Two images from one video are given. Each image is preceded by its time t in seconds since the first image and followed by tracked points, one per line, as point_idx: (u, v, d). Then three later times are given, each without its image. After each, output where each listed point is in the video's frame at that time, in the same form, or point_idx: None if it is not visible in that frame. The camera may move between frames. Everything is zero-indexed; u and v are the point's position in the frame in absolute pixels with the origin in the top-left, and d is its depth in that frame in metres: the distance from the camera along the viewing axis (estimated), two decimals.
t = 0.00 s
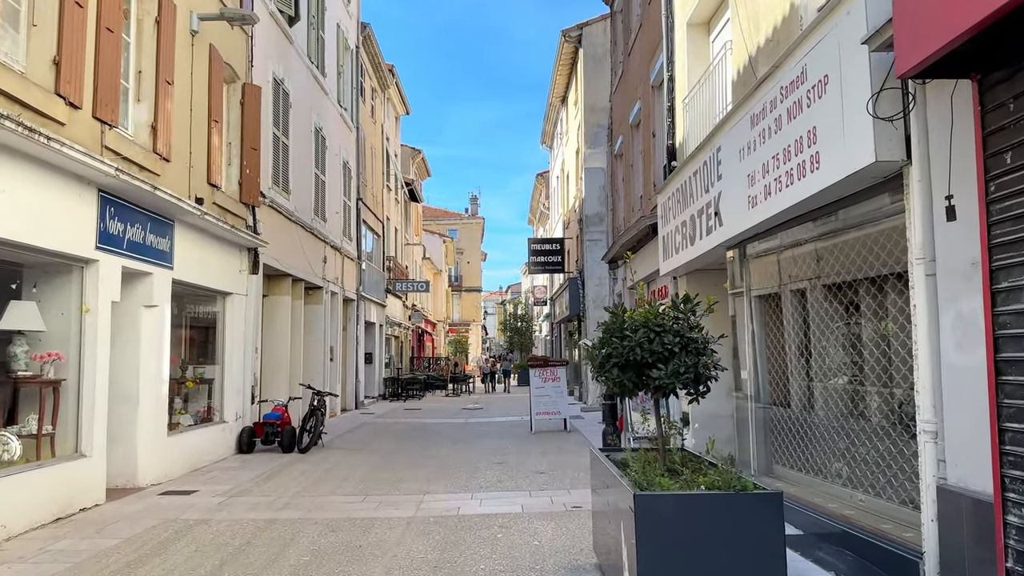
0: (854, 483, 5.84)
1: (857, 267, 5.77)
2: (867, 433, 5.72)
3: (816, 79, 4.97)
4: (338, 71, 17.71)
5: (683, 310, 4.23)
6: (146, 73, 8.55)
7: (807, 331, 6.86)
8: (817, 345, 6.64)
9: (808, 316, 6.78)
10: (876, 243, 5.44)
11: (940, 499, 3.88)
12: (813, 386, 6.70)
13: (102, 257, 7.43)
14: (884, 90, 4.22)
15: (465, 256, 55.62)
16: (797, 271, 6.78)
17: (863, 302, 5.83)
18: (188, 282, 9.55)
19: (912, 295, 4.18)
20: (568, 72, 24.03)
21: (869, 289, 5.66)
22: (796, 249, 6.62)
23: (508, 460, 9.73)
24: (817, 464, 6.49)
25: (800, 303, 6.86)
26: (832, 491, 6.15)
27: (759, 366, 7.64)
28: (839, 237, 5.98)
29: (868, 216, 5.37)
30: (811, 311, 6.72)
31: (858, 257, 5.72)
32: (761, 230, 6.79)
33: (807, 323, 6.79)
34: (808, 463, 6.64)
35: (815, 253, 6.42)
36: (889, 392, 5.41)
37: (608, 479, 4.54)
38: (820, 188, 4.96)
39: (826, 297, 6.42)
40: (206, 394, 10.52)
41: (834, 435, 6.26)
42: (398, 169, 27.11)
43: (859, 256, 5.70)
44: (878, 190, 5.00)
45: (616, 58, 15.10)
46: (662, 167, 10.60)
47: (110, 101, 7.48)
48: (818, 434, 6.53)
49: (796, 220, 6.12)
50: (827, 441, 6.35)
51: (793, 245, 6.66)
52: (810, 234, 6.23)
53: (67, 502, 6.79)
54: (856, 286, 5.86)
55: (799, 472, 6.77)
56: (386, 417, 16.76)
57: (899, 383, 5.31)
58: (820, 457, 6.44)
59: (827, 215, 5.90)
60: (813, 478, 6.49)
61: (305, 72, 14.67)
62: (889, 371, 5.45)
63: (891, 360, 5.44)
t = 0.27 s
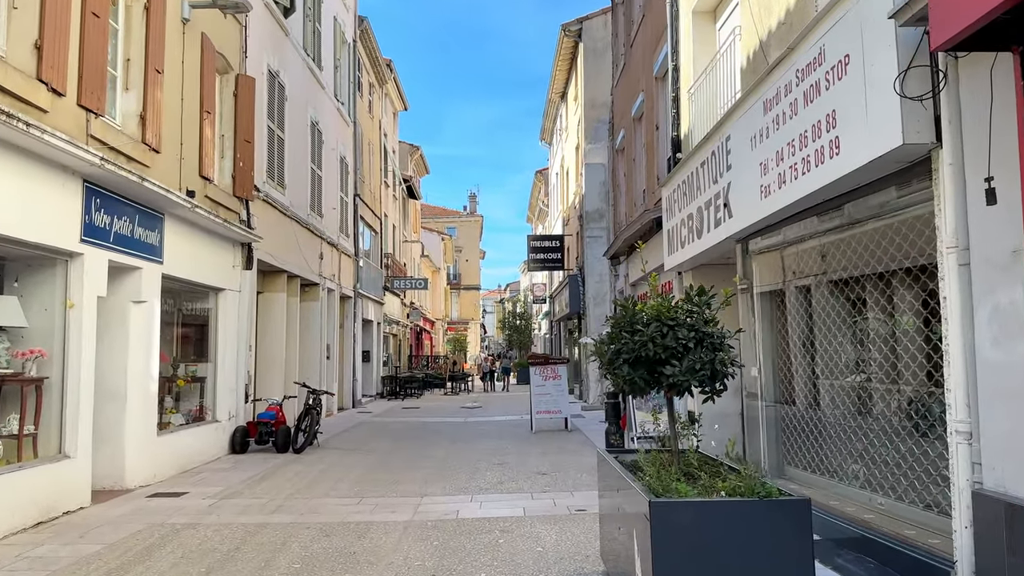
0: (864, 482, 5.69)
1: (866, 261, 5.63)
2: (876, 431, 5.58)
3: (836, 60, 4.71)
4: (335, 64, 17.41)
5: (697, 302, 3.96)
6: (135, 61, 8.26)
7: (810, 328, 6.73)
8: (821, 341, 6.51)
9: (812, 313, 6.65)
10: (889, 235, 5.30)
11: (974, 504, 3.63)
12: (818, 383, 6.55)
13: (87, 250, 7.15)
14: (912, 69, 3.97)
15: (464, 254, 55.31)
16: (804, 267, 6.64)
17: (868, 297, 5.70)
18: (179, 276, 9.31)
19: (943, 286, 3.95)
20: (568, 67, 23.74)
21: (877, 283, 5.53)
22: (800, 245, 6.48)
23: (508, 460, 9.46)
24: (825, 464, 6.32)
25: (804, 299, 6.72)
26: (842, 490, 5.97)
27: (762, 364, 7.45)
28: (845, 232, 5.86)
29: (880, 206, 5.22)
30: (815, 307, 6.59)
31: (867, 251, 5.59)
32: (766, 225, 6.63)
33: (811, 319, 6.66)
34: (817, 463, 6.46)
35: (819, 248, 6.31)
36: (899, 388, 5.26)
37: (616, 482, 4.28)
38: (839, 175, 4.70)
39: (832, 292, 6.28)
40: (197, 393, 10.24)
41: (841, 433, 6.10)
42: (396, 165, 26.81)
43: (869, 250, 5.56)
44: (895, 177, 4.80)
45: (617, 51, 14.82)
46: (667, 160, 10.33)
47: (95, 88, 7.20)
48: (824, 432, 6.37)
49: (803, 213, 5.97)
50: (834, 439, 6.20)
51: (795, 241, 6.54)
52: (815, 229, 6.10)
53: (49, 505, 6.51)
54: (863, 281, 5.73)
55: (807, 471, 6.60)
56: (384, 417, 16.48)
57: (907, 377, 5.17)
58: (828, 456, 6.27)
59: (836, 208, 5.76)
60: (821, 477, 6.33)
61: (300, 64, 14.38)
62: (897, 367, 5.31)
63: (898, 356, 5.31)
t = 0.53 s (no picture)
0: (873, 486, 5.50)
1: (876, 258, 5.45)
2: (887, 432, 5.37)
3: (861, 42, 4.43)
4: (332, 59, 17.11)
5: (718, 299, 3.68)
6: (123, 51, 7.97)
7: (817, 328, 6.55)
8: (829, 341, 6.33)
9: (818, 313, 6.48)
10: (899, 232, 5.10)
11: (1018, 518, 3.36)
12: (825, 384, 6.37)
13: (72, 247, 6.86)
14: (948, 48, 3.68)
15: (463, 253, 54.99)
16: (812, 267, 6.46)
17: (876, 296, 5.53)
18: (172, 275, 9.04)
19: (982, 281, 3.68)
20: (568, 62, 23.44)
21: (886, 281, 5.36)
22: (808, 244, 6.31)
23: (510, 464, 9.18)
24: (832, 467, 6.13)
25: (811, 298, 6.55)
26: (850, 494, 5.77)
27: (769, 363, 7.27)
28: (855, 230, 5.69)
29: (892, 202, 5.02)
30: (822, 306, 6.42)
31: (877, 249, 5.40)
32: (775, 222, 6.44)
33: (818, 319, 6.48)
34: (823, 466, 6.27)
35: (825, 246, 6.15)
36: (908, 388, 5.08)
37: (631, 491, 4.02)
38: (865, 164, 4.43)
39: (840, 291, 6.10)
40: (189, 394, 9.95)
41: (848, 435, 5.92)
42: (394, 163, 26.50)
43: (879, 248, 5.38)
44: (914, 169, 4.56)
45: (620, 45, 14.53)
46: (673, 155, 10.05)
47: (80, 78, 6.91)
48: (831, 434, 6.18)
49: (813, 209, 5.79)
50: (841, 441, 6.01)
51: (802, 240, 6.37)
52: (826, 227, 5.92)
53: (32, 514, 6.23)
54: (871, 279, 5.55)
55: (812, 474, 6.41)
56: (382, 418, 16.21)
57: (917, 378, 4.98)
58: (835, 458, 6.08)
59: (845, 204, 5.58)
60: (828, 480, 6.14)
61: (296, 58, 14.08)
62: (907, 367, 5.13)
63: (906, 357, 5.13)
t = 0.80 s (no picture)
0: (880, 485, 5.29)
1: (880, 252, 5.21)
2: (901, 431, 5.07)
3: (885, 17, 4.17)
4: (327, 53, 16.83)
5: (736, 290, 3.41)
6: (109, 39, 7.69)
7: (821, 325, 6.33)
8: (833, 338, 6.10)
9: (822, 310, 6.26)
10: (906, 225, 4.86)
11: None
12: (829, 382, 6.15)
13: (54, 242, 6.59)
14: (983, 20, 3.42)
15: (461, 251, 54.73)
16: (816, 262, 6.23)
17: (883, 292, 5.23)
18: (161, 272, 8.78)
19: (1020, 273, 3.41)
20: (567, 58, 23.15)
21: (889, 276, 5.11)
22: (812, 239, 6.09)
23: (511, 465, 8.92)
24: (838, 466, 5.91)
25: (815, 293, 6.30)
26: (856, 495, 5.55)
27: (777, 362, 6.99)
28: (861, 223, 5.46)
29: (902, 192, 4.79)
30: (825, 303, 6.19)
31: (882, 243, 5.17)
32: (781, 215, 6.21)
33: (822, 316, 6.25)
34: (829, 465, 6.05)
35: (829, 240, 5.93)
36: (916, 386, 4.86)
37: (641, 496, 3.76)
38: (888, 148, 4.17)
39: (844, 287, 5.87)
40: (180, 395, 9.70)
41: (855, 434, 5.70)
42: (391, 160, 26.21)
43: (885, 242, 5.14)
44: (933, 155, 4.32)
45: (620, 37, 14.27)
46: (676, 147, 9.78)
47: (63, 66, 6.64)
48: (837, 433, 5.96)
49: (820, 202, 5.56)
50: (847, 440, 5.79)
51: (806, 234, 6.15)
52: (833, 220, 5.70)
53: (12, 519, 5.96)
54: (874, 274, 5.32)
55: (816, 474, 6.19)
56: (380, 418, 15.93)
57: (925, 375, 4.76)
58: (841, 458, 5.87)
59: (853, 196, 5.36)
60: (833, 480, 5.92)
61: (290, 51, 13.80)
62: (913, 364, 4.90)
63: (918, 352, 4.84)
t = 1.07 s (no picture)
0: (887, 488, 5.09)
1: (885, 249, 5.00)
2: (916, 436, 4.78)
3: None
4: (319, 47, 16.52)
5: (754, 285, 3.13)
6: (88, 28, 7.39)
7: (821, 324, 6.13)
8: (836, 337, 5.89)
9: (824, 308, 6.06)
10: (913, 221, 4.65)
11: None
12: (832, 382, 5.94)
13: (29, 238, 6.28)
14: None
15: (457, 249, 54.41)
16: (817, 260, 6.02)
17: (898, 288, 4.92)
18: (147, 271, 8.49)
19: None
20: (564, 52, 22.83)
21: (897, 273, 4.90)
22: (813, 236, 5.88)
23: (509, 468, 8.64)
24: (842, 468, 5.72)
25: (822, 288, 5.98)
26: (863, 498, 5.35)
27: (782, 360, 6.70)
28: (863, 218, 5.25)
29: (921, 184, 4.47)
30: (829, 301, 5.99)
31: (887, 239, 4.96)
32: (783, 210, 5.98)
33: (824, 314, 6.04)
34: (833, 466, 5.87)
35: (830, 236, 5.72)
36: (926, 387, 4.65)
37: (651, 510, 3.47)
38: (911, 132, 3.89)
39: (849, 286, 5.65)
40: (167, 397, 9.40)
41: (859, 435, 5.50)
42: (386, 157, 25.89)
43: (889, 238, 4.94)
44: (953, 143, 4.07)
45: (618, 29, 13.98)
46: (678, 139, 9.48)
47: (37, 53, 6.33)
48: (841, 433, 5.77)
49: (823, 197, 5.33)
50: (852, 441, 5.60)
51: (808, 231, 5.94)
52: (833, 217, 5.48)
53: None
54: (882, 271, 5.07)
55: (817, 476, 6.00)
56: (375, 418, 15.64)
57: (937, 375, 4.55)
58: (845, 459, 5.67)
59: (858, 191, 5.14)
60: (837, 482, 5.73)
61: (281, 44, 13.49)
62: (923, 363, 4.70)
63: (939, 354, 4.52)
